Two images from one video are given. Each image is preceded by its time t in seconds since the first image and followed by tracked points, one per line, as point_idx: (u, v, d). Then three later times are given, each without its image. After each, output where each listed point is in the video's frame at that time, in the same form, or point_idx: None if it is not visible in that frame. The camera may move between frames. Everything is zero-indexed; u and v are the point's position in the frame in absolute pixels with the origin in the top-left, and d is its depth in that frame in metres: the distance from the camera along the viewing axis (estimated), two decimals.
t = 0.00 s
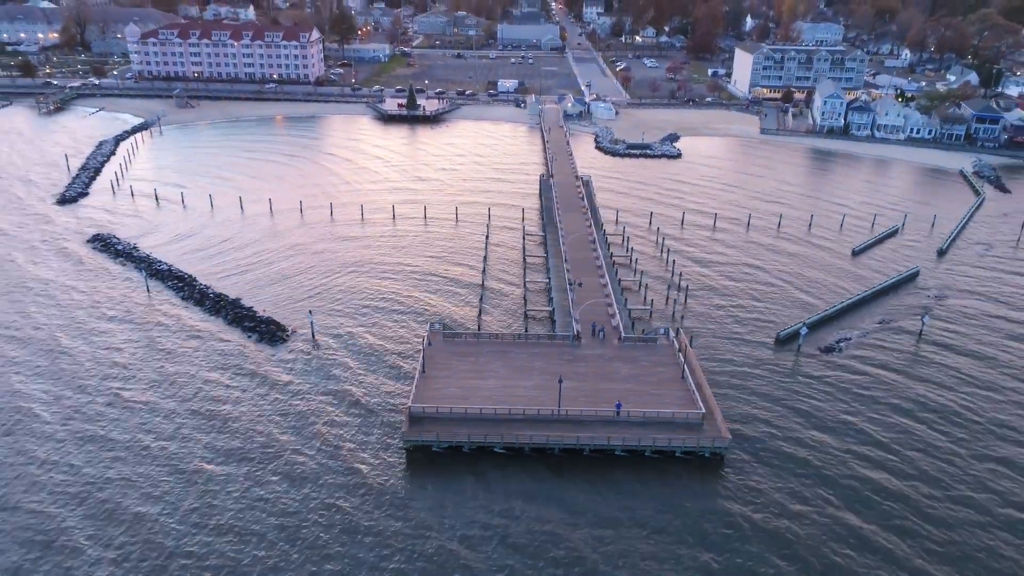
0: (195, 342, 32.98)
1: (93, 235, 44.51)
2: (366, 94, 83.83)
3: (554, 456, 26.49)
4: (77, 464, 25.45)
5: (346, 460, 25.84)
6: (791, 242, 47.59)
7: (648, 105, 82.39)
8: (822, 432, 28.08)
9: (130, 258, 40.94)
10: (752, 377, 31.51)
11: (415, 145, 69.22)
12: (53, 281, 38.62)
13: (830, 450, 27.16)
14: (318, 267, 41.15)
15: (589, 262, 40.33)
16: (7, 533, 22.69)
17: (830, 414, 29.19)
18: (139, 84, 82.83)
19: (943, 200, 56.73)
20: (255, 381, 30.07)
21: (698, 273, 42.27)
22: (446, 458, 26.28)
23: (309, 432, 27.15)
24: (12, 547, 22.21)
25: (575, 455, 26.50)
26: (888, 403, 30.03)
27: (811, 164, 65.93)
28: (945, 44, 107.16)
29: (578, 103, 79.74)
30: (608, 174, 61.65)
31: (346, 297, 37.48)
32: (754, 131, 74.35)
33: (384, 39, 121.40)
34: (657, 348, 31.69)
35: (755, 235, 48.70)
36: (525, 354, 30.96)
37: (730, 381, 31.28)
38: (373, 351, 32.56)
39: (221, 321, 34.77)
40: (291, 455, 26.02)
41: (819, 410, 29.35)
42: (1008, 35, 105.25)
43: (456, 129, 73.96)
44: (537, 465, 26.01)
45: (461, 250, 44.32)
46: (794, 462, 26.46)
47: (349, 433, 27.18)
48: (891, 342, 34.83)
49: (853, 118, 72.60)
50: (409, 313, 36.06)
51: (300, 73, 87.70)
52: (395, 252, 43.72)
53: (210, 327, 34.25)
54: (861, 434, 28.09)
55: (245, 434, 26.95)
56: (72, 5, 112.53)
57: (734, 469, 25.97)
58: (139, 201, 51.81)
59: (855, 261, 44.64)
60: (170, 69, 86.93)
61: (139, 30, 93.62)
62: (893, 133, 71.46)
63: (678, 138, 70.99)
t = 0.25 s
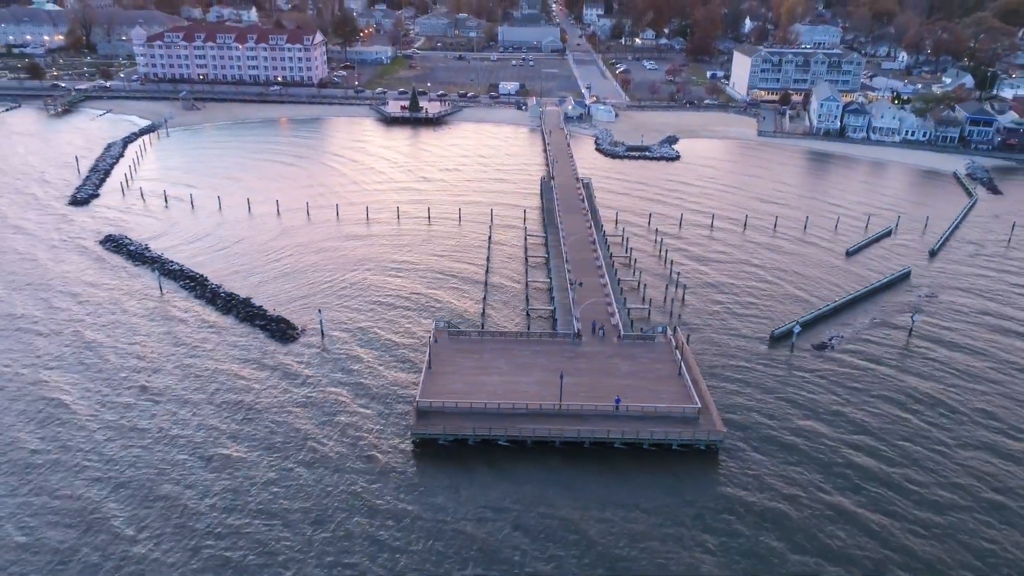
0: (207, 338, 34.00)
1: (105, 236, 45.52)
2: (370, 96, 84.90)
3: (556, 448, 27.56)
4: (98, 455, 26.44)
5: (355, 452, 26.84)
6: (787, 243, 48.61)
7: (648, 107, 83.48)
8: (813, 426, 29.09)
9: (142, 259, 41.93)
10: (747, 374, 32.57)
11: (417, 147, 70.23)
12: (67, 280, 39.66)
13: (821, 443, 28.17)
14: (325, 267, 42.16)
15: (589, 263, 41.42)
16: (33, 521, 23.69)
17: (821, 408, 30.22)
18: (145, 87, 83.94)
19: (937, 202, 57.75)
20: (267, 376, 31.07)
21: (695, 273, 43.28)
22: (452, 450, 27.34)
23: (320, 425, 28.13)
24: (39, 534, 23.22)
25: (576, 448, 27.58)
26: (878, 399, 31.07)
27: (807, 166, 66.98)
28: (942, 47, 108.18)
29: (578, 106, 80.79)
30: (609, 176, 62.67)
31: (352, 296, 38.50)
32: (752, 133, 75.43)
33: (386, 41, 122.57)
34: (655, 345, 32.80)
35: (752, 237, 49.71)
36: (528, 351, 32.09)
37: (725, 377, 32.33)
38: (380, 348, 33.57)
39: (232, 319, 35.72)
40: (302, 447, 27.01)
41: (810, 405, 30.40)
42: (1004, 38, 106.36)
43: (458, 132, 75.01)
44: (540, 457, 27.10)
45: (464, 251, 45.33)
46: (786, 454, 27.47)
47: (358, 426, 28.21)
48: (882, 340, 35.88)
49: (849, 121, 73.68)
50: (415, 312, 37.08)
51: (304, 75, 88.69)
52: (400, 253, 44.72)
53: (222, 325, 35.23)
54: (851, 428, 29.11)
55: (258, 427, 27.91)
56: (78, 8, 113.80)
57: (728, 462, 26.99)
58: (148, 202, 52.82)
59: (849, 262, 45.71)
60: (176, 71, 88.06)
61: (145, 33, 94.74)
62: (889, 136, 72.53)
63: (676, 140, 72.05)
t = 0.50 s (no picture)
0: (221, 334, 35.24)
1: (119, 236, 46.68)
2: (373, 99, 86.28)
3: (558, 439, 28.91)
4: (122, 444, 27.63)
5: (366, 442, 28.12)
6: (781, 243, 49.99)
7: (647, 109, 84.86)
8: (804, 418, 30.42)
9: (156, 258, 43.12)
10: (741, 369, 33.90)
11: (420, 149, 71.56)
12: (84, 278, 40.86)
13: (810, 434, 29.50)
14: (333, 267, 43.48)
15: (590, 263, 42.76)
16: (64, 505, 24.88)
17: (811, 401, 31.56)
18: (152, 89, 85.22)
19: (929, 203, 59.12)
20: (280, 370, 32.32)
21: (692, 273, 44.62)
22: (459, 441, 28.66)
23: (332, 416, 29.41)
24: (70, 517, 24.41)
25: (577, 439, 28.93)
26: (866, 392, 32.44)
27: (803, 168, 68.35)
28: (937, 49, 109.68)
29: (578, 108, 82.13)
30: (608, 177, 63.99)
31: (360, 294, 39.79)
32: (749, 135, 76.83)
33: (388, 43, 123.92)
34: (652, 341, 34.19)
35: (748, 237, 51.05)
36: (531, 347, 33.46)
37: (720, 372, 33.66)
38: (388, 344, 34.84)
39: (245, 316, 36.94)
40: (316, 436, 28.26)
41: (801, 399, 31.73)
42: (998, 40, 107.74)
43: (460, 134, 76.36)
44: (542, 447, 28.43)
45: (468, 251, 46.61)
46: (777, 444, 28.81)
47: (368, 417, 29.48)
48: (871, 337, 37.26)
49: (845, 123, 75.13)
50: (421, 310, 38.37)
51: (308, 77, 90.06)
52: (406, 253, 46.04)
53: (235, 322, 36.45)
54: (840, 420, 30.46)
55: (273, 419, 29.16)
56: (83, 10, 115.03)
57: (721, 452, 28.32)
58: (160, 203, 54.04)
59: (841, 262, 47.08)
60: (182, 74, 89.39)
61: (151, 35, 96.08)
62: (883, 138, 73.97)
63: (675, 142, 73.38)
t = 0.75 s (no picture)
0: (235, 329, 36.44)
1: (133, 236, 47.84)
2: (376, 101, 87.62)
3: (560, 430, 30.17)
4: (143, 433, 28.80)
5: (376, 431, 29.34)
6: (777, 243, 51.29)
7: (646, 111, 86.20)
8: (795, 410, 31.67)
9: (169, 257, 44.28)
10: (736, 364, 35.17)
11: (423, 150, 72.87)
12: (101, 277, 42.08)
13: (801, 425, 30.74)
14: (341, 265, 44.76)
15: (590, 262, 44.05)
16: (91, 491, 26.04)
17: (803, 395, 32.81)
18: (159, 91, 86.57)
19: (922, 204, 60.41)
20: (292, 364, 33.53)
21: (689, 272, 45.91)
22: (465, 432, 29.90)
23: (343, 408, 30.61)
24: (97, 502, 25.58)
25: (578, 430, 30.19)
26: (856, 386, 33.69)
27: (799, 169, 69.64)
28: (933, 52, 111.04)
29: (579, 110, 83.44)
30: (608, 179, 65.29)
31: (368, 292, 41.06)
32: (746, 137, 78.17)
33: (390, 45, 125.27)
34: (650, 338, 35.51)
35: (744, 237, 52.32)
36: (533, 344, 34.76)
37: (715, 367, 34.92)
38: (396, 339, 36.07)
39: (257, 312, 38.14)
40: (328, 426, 29.48)
41: (793, 392, 32.99)
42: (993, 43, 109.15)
43: (463, 135, 77.66)
44: (545, 438, 29.69)
45: (472, 250, 47.88)
46: (769, 435, 30.05)
47: (378, 408, 30.70)
48: (862, 334, 38.55)
49: (841, 126, 76.45)
50: (427, 307, 39.64)
51: (312, 79, 91.42)
52: (411, 252, 47.32)
53: (247, 318, 37.64)
54: (831, 412, 31.70)
55: (287, 410, 30.37)
56: (89, 13, 116.43)
57: (716, 442, 29.56)
58: (170, 204, 55.27)
59: (834, 261, 48.36)
60: (189, 76, 90.73)
61: (157, 38, 97.45)
62: (878, 139, 75.28)
63: (674, 144, 74.69)
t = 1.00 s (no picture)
0: (249, 324, 37.99)
1: (147, 236, 49.35)
2: (381, 103, 89.24)
3: (561, 420, 31.76)
4: (165, 420, 30.30)
5: (386, 420, 30.86)
6: (771, 242, 52.86)
7: (646, 113, 87.81)
8: (785, 401, 33.21)
9: (183, 256, 45.80)
10: (729, 358, 36.73)
11: (427, 152, 74.45)
12: (118, 274, 43.65)
13: (791, 415, 32.29)
14: (349, 263, 46.34)
15: (590, 261, 45.65)
16: (117, 474, 27.52)
17: (793, 387, 34.35)
18: (167, 93, 88.16)
19: (914, 205, 61.99)
20: (304, 356, 35.03)
21: (686, 270, 47.47)
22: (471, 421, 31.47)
23: (354, 398, 32.12)
24: (124, 484, 27.05)
25: (578, 420, 31.78)
26: (844, 378, 35.24)
27: (795, 171, 71.24)
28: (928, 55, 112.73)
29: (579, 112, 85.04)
30: (608, 180, 66.86)
31: (376, 289, 42.60)
32: (743, 139, 79.80)
33: (393, 48, 126.89)
34: (647, 333, 37.13)
35: (740, 237, 53.88)
36: (536, 338, 36.39)
37: (710, 360, 36.48)
38: (403, 334, 37.61)
39: (270, 308, 39.64)
40: (341, 415, 30.99)
41: (784, 384, 34.55)
42: (987, 46, 110.76)
43: (466, 137, 79.26)
44: (547, 427, 31.28)
45: (476, 249, 49.45)
46: (760, 424, 31.60)
47: (388, 398, 32.24)
48: (851, 329, 40.12)
49: (835, 128, 78.03)
50: (433, 303, 41.19)
51: (317, 82, 93.06)
52: (417, 250, 48.88)
53: (261, 314, 39.13)
54: (819, 403, 33.24)
55: (301, 399, 31.86)
56: (97, 16, 118.08)
57: (710, 431, 31.11)
58: (182, 204, 56.83)
59: (827, 260, 49.94)
60: (196, 79, 92.38)
61: (165, 42, 99.12)
62: (872, 141, 76.87)
63: (672, 146, 76.28)
